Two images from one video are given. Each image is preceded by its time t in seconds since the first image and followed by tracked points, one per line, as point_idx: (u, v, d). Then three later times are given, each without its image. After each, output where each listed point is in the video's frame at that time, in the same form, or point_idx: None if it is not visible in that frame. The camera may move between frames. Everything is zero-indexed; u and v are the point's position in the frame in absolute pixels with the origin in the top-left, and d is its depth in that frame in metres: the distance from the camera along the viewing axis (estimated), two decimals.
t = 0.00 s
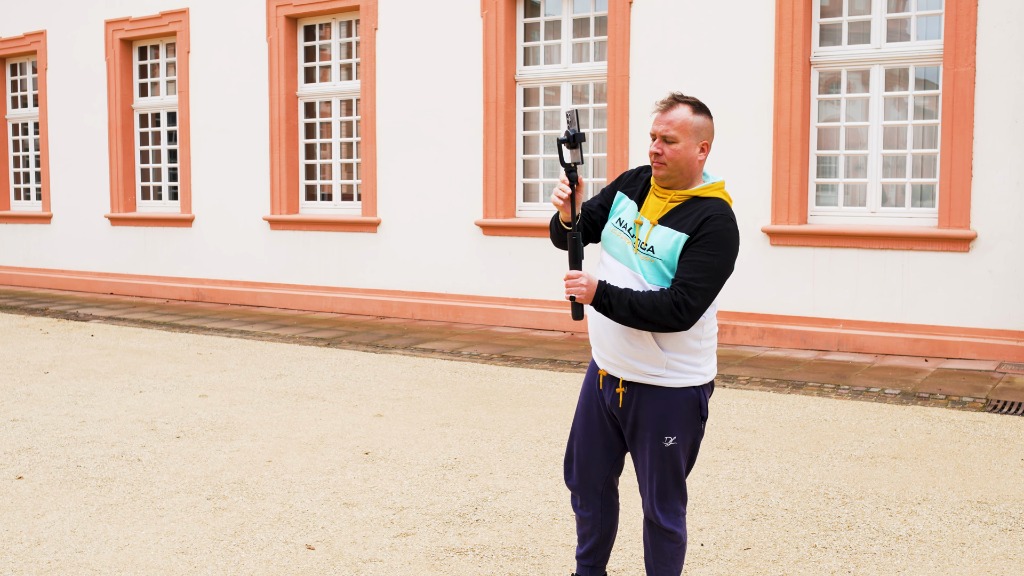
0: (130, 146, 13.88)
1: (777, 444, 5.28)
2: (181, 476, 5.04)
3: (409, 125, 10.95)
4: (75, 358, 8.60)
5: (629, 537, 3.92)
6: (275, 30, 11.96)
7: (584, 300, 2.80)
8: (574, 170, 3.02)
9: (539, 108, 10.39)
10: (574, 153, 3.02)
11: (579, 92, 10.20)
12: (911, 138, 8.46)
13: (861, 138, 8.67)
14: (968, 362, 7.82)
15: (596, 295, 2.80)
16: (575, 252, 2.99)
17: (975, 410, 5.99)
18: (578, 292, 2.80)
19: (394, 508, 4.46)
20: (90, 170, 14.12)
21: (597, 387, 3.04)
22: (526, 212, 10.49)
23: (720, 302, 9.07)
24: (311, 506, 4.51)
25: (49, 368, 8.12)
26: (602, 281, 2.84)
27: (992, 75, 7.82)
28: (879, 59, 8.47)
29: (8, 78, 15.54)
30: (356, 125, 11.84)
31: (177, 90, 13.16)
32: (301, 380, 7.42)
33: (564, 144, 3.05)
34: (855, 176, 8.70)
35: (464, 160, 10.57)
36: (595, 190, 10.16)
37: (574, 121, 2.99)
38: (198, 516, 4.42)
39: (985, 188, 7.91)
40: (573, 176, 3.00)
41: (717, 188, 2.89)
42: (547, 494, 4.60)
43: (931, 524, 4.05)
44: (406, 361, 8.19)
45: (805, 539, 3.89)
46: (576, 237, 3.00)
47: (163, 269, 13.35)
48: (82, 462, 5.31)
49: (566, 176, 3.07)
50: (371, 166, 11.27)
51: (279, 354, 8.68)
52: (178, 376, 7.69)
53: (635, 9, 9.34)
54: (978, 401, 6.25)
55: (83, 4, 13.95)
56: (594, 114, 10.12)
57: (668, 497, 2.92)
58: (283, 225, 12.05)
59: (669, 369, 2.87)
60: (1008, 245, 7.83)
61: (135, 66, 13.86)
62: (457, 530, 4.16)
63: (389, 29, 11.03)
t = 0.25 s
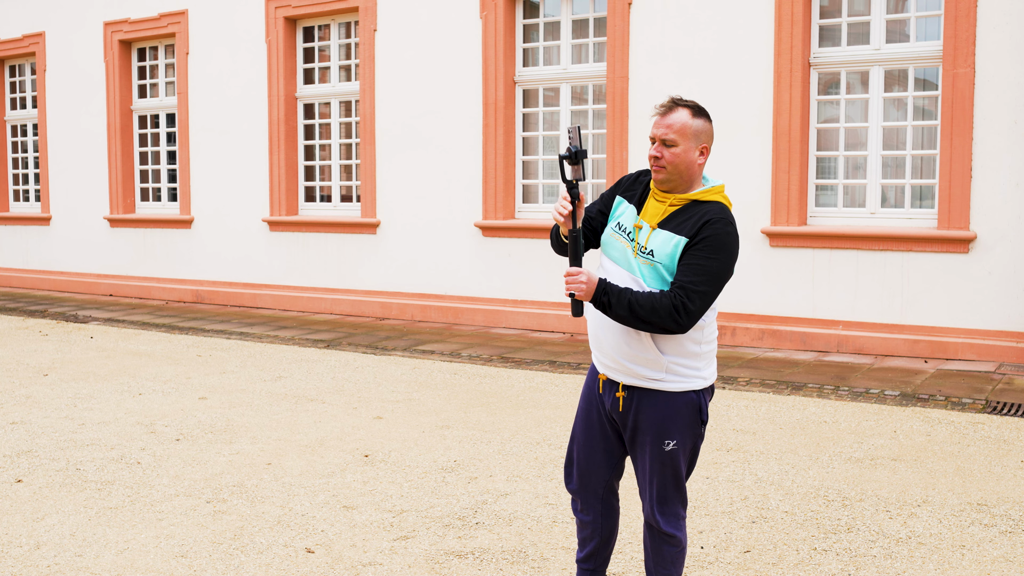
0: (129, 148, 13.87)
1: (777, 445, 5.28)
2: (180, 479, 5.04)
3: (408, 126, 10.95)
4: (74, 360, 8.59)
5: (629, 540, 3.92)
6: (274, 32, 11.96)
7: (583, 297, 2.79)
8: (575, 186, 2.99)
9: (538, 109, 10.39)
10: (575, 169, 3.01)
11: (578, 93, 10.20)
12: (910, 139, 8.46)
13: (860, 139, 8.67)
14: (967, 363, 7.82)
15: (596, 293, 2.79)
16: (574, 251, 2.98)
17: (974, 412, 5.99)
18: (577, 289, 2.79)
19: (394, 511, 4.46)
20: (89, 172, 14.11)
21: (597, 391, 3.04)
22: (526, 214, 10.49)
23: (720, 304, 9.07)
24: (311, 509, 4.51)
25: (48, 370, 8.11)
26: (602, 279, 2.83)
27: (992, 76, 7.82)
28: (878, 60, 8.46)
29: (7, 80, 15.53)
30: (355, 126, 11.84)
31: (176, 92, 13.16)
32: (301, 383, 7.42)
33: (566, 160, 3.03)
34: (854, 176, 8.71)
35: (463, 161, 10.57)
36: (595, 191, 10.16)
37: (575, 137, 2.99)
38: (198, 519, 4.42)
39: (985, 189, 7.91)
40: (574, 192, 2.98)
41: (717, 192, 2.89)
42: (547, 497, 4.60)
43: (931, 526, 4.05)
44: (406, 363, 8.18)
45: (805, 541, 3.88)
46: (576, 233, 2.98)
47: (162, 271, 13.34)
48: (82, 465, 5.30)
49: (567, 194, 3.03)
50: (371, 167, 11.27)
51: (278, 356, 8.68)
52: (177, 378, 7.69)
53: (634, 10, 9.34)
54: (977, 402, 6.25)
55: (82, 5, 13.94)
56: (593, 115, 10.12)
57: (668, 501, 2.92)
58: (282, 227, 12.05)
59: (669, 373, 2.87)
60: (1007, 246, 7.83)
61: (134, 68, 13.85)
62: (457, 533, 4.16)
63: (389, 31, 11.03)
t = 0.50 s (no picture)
0: (128, 149, 13.86)
1: (777, 447, 5.28)
2: (180, 481, 5.03)
3: (407, 127, 10.94)
4: (74, 362, 8.58)
5: (629, 542, 3.91)
6: (273, 33, 11.96)
7: (582, 296, 2.78)
8: (576, 193, 3.02)
9: (537, 110, 10.39)
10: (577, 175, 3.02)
11: (577, 93, 10.20)
12: (909, 139, 8.45)
13: (859, 139, 8.67)
14: (967, 363, 7.81)
15: (596, 292, 2.79)
16: (574, 250, 2.97)
17: (975, 412, 5.98)
18: (577, 288, 2.78)
19: (394, 513, 4.46)
20: (89, 174, 14.11)
21: (597, 394, 3.04)
22: (525, 215, 10.49)
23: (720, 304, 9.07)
24: (310, 512, 4.51)
25: (48, 372, 8.11)
26: (601, 278, 2.83)
27: (991, 76, 7.82)
28: (878, 61, 8.46)
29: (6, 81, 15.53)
30: (354, 127, 11.84)
31: (175, 93, 13.16)
32: (301, 384, 7.41)
33: (567, 166, 3.04)
34: (853, 176, 8.71)
35: (463, 162, 10.57)
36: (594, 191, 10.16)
37: (577, 144, 2.99)
38: (198, 521, 4.41)
39: (985, 188, 7.91)
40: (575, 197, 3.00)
41: (716, 195, 2.89)
42: (547, 499, 4.59)
43: (931, 528, 4.04)
44: (405, 364, 8.18)
45: (805, 543, 3.88)
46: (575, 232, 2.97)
47: (162, 272, 13.33)
48: (82, 467, 5.30)
49: (568, 200, 3.04)
50: (370, 168, 11.27)
51: (278, 357, 8.67)
52: (177, 380, 7.68)
53: (633, 11, 9.34)
54: (977, 403, 6.24)
55: (81, 6, 13.94)
56: (593, 116, 10.11)
57: (668, 503, 2.91)
58: (281, 228, 12.04)
59: (669, 376, 2.87)
60: (1007, 246, 7.83)
61: (133, 69, 13.84)
62: (457, 535, 4.15)
63: (387, 32, 11.03)
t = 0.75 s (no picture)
0: (128, 149, 13.86)
1: (777, 447, 5.27)
2: (180, 482, 5.03)
3: (406, 128, 10.94)
4: (73, 363, 8.58)
5: (629, 543, 3.91)
6: (272, 33, 11.96)
7: (583, 295, 2.78)
8: (574, 193, 3.01)
9: (537, 110, 10.39)
10: (575, 176, 3.01)
11: (577, 94, 10.20)
12: (909, 139, 8.45)
13: (859, 139, 8.67)
14: (967, 363, 7.81)
15: (596, 290, 2.79)
16: (574, 251, 2.96)
17: (975, 413, 5.98)
18: (578, 287, 2.78)
19: (394, 514, 4.45)
20: (88, 174, 14.10)
21: (597, 395, 3.04)
22: (525, 215, 10.49)
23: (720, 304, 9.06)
24: (311, 513, 4.51)
25: (48, 373, 8.11)
26: (602, 277, 2.82)
27: (991, 76, 7.82)
28: (877, 61, 8.46)
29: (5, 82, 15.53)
30: (353, 128, 11.84)
31: (174, 93, 13.16)
32: (300, 385, 7.41)
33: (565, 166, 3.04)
34: (852, 176, 8.71)
35: (462, 162, 10.56)
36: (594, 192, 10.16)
37: (574, 144, 2.98)
38: (198, 522, 4.41)
39: (985, 188, 7.91)
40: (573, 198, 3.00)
41: (716, 195, 2.89)
42: (547, 499, 4.59)
43: (932, 528, 4.04)
44: (405, 365, 8.18)
45: (806, 544, 3.88)
46: (575, 232, 2.98)
47: (162, 273, 13.33)
48: (81, 468, 5.30)
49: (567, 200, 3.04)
50: (369, 169, 11.27)
51: (278, 358, 8.67)
52: (177, 381, 7.68)
53: (633, 11, 9.33)
54: (977, 403, 6.24)
55: (80, 7, 13.94)
56: (592, 116, 10.11)
57: (669, 504, 2.91)
58: (281, 228, 12.04)
59: (669, 376, 2.86)
60: (1007, 246, 7.82)
61: (132, 70, 13.84)
62: (457, 536, 4.15)
63: (387, 32, 11.03)
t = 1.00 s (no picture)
0: (127, 150, 13.86)
1: (777, 447, 5.28)
2: (179, 483, 5.03)
3: (405, 129, 10.94)
4: (72, 363, 8.58)
5: (629, 543, 3.91)
6: (271, 33, 11.96)
7: (583, 295, 2.78)
8: (575, 195, 3.00)
9: (536, 111, 10.39)
10: (575, 178, 3.01)
11: (576, 94, 10.20)
12: (909, 139, 8.45)
13: (858, 139, 8.67)
14: (967, 363, 7.82)
15: (596, 290, 2.79)
16: (574, 252, 2.97)
17: (974, 413, 5.98)
18: (578, 286, 2.78)
19: (393, 514, 4.45)
20: (87, 175, 14.09)
21: (597, 396, 3.04)
22: (524, 215, 10.49)
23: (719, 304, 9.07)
24: (310, 513, 4.50)
25: (47, 373, 8.11)
26: (602, 277, 2.82)
27: (990, 76, 7.82)
28: (877, 61, 8.46)
29: (4, 82, 15.53)
30: (353, 128, 11.84)
31: (173, 94, 13.15)
32: (299, 386, 7.41)
33: (565, 168, 3.03)
34: (852, 177, 8.71)
35: (462, 163, 10.57)
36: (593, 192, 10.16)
37: (574, 147, 2.98)
38: (197, 523, 4.41)
39: (984, 188, 7.91)
40: (574, 200, 2.99)
41: (716, 195, 2.89)
42: (547, 500, 4.59)
43: (932, 528, 4.04)
44: (405, 366, 8.18)
45: (806, 544, 3.88)
46: (575, 232, 2.98)
47: (161, 273, 13.32)
48: (80, 469, 5.30)
49: (567, 201, 3.04)
50: (369, 169, 11.27)
51: (277, 358, 8.67)
52: (176, 381, 7.68)
53: (632, 12, 9.33)
54: (977, 403, 6.25)
55: (79, 7, 13.94)
56: (592, 116, 10.11)
57: (670, 505, 2.91)
58: (280, 229, 12.04)
59: (670, 377, 2.86)
60: (1006, 246, 7.83)
61: (131, 70, 13.83)
62: (457, 537, 4.15)
63: (386, 33, 11.03)
